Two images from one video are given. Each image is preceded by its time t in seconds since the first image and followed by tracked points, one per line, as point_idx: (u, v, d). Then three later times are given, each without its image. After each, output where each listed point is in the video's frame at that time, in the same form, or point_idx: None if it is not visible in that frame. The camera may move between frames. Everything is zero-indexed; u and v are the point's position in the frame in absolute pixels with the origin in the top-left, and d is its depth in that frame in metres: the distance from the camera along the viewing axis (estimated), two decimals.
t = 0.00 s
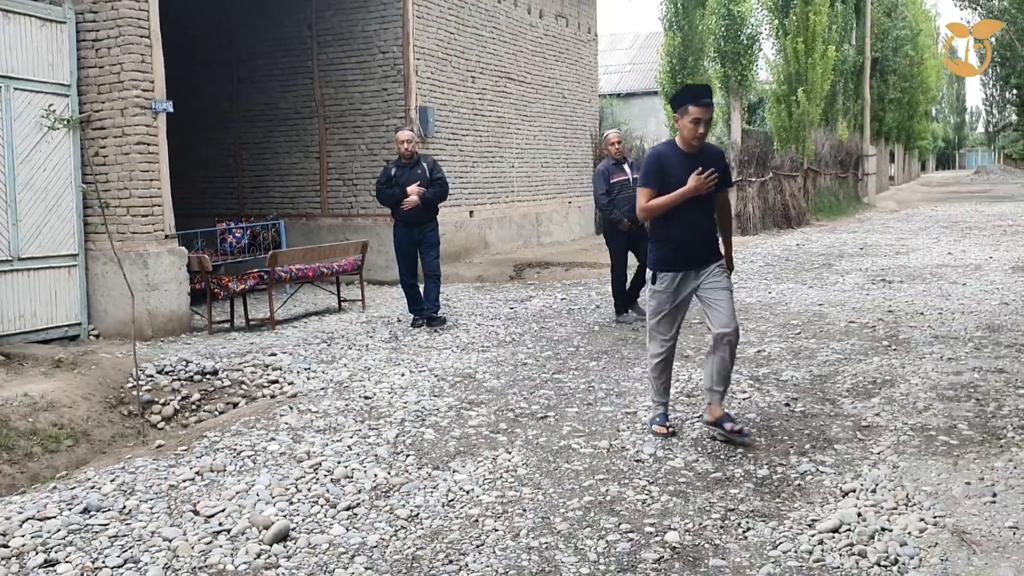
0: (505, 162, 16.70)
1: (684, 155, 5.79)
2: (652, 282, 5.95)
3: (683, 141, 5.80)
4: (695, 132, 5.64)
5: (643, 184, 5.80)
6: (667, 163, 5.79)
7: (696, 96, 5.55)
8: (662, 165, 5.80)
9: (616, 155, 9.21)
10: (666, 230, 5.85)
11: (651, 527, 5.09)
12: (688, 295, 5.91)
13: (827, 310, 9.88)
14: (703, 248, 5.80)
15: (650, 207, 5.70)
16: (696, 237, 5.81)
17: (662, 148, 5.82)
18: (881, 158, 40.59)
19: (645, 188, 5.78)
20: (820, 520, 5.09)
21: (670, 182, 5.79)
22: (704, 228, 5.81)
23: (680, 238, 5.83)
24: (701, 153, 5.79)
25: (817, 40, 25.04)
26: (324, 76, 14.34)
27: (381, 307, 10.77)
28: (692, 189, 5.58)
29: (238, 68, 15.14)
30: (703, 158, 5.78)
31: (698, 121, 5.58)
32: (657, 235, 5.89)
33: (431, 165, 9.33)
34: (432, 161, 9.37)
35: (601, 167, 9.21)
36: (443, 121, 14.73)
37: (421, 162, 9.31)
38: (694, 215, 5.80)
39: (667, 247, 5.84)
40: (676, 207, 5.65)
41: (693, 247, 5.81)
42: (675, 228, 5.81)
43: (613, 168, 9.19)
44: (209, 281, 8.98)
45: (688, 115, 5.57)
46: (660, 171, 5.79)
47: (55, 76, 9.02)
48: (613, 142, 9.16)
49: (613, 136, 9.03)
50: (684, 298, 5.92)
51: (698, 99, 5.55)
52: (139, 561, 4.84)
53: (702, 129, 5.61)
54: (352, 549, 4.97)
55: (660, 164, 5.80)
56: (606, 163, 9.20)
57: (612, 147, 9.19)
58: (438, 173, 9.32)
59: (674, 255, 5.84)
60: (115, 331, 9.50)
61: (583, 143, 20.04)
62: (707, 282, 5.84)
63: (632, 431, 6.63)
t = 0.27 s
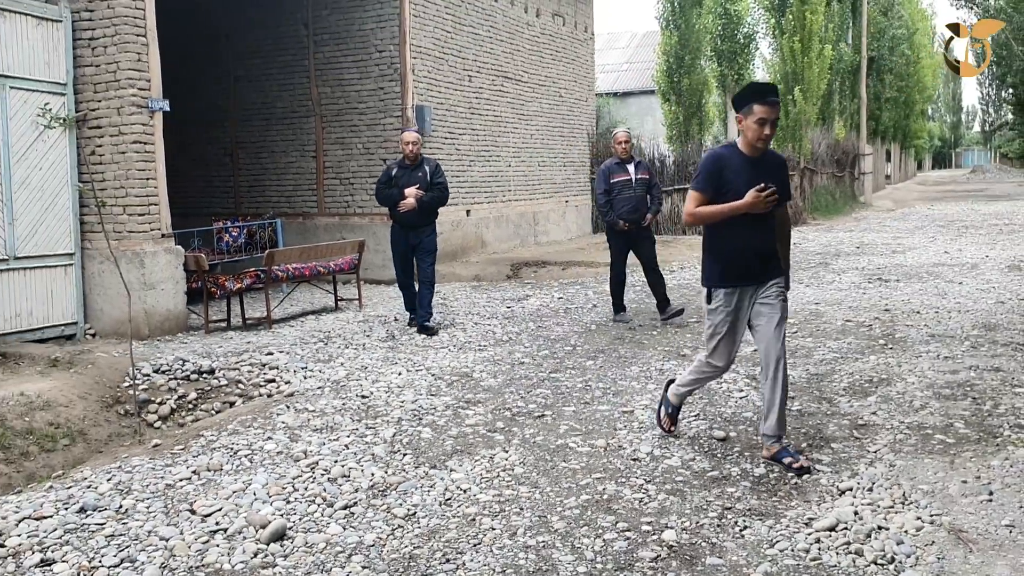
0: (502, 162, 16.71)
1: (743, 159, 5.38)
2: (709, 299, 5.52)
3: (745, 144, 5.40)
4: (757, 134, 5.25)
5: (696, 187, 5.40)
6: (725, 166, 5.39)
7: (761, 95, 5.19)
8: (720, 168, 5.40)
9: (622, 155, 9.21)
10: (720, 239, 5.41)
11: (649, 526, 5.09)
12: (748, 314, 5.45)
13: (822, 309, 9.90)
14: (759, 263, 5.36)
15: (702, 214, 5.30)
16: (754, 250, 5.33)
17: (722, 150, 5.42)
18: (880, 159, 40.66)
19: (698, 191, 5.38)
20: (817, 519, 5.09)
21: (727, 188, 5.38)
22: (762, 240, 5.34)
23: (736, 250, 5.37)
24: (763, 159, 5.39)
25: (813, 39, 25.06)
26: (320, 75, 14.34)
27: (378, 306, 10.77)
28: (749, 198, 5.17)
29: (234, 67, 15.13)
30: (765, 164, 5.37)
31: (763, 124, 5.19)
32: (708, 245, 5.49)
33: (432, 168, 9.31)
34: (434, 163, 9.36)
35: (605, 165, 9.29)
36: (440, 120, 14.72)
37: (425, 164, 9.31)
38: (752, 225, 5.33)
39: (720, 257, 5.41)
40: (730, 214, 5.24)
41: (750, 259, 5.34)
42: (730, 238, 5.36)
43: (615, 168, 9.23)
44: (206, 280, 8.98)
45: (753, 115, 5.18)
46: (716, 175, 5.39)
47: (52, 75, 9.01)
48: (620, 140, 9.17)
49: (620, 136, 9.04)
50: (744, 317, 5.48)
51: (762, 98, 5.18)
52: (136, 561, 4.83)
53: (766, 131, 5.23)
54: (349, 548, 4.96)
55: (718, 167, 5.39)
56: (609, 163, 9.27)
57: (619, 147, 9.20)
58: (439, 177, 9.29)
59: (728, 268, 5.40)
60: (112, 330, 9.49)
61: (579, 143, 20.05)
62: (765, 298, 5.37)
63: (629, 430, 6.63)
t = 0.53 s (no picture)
0: (498, 162, 16.71)
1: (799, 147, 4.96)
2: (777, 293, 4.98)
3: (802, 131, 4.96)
4: (811, 120, 4.84)
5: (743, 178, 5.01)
6: (777, 153, 4.96)
7: (816, 78, 4.79)
8: (771, 155, 4.98)
9: (633, 154, 9.16)
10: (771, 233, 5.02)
11: (644, 526, 5.10)
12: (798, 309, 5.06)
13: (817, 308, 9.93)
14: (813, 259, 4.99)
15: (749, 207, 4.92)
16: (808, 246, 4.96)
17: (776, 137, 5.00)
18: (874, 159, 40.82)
19: (744, 182, 4.99)
20: (812, 519, 5.10)
21: (779, 178, 4.97)
22: (816, 234, 4.96)
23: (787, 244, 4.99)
24: (819, 145, 4.95)
25: (807, 40, 24.97)
26: (315, 75, 14.32)
27: (374, 305, 10.79)
28: (803, 196, 4.79)
29: (230, 66, 15.10)
30: (821, 152, 4.93)
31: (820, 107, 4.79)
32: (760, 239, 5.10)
33: (436, 168, 9.30)
34: (438, 163, 9.32)
35: (615, 163, 9.29)
36: (436, 120, 14.71)
37: (429, 164, 9.29)
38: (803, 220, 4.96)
39: (770, 254, 5.01)
40: (780, 211, 4.85)
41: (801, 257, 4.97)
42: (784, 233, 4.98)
43: (623, 166, 9.20)
44: (201, 280, 8.96)
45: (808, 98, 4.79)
46: (767, 164, 4.97)
47: (46, 75, 8.98)
48: (635, 139, 9.04)
49: (634, 134, 9.00)
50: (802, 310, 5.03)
51: (817, 82, 4.78)
52: (130, 561, 4.83)
53: (821, 118, 4.82)
54: (344, 548, 4.96)
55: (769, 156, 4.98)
56: (618, 161, 9.25)
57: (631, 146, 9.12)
58: (442, 178, 9.28)
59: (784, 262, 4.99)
60: (106, 330, 9.48)
61: (575, 143, 20.06)
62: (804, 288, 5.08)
63: (624, 429, 6.63)
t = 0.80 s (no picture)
0: (492, 161, 16.73)
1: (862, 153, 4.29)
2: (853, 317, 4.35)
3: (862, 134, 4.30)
4: (876, 125, 4.17)
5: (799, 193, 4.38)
6: (839, 162, 4.30)
7: (878, 78, 4.11)
8: (831, 165, 4.31)
9: (643, 151, 8.90)
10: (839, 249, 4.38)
11: (637, 524, 5.11)
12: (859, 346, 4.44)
13: (810, 307, 9.96)
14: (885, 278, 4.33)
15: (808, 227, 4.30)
16: (882, 261, 4.32)
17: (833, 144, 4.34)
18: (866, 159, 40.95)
19: (802, 198, 4.36)
20: (804, 517, 5.12)
21: (842, 190, 4.32)
22: (890, 247, 4.32)
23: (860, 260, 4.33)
24: (886, 148, 4.28)
25: (801, 40, 25.14)
26: (309, 74, 14.30)
27: (369, 305, 10.79)
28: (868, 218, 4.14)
29: (223, 66, 15.08)
30: (889, 156, 4.27)
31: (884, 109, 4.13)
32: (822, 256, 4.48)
33: (436, 168, 9.16)
34: (437, 163, 9.19)
35: (623, 158, 9.04)
36: (430, 119, 14.70)
37: (428, 163, 9.13)
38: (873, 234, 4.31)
39: (839, 273, 4.37)
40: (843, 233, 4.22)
41: (876, 273, 4.32)
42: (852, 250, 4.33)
43: (632, 163, 8.97)
44: (194, 279, 8.96)
45: (869, 100, 4.13)
46: (827, 176, 4.32)
47: (39, 73, 8.96)
48: (646, 135, 8.74)
49: (645, 131, 8.75)
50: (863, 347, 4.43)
51: (880, 82, 4.11)
52: (123, 561, 4.82)
53: (886, 123, 4.15)
54: (338, 547, 4.96)
55: (827, 166, 4.32)
56: (626, 156, 9.00)
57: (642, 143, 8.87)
58: (442, 178, 9.18)
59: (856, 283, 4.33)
60: (100, 329, 9.46)
61: (569, 143, 20.08)
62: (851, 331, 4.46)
63: (617, 429, 6.64)
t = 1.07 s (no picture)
0: (474, 157, 16.71)
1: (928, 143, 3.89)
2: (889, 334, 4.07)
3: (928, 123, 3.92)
4: (946, 113, 3.80)
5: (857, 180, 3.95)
6: (903, 150, 3.90)
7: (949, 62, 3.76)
8: (894, 155, 3.90)
9: (627, 147, 8.91)
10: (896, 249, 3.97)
11: (619, 520, 5.12)
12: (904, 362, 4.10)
13: (790, 304, 10.01)
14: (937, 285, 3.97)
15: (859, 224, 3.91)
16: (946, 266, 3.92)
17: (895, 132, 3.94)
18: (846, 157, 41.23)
19: (859, 185, 3.94)
20: (784, 512, 5.15)
21: (904, 182, 3.91)
22: (954, 249, 3.92)
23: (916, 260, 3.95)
24: (956, 140, 3.89)
25: (781, 37, 25.29)
26: (289, 68, 14.23)
27: (350, 301, 10.75)
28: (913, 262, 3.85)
29: (203, 60, 14.97)
30: (958, 149, 3.88)
31: (953, 97, 3.76)
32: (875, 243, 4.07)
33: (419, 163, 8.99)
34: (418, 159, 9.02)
35: (605, 154, 9.03)
36: (411, 114, 14.65)
37: (411, 159, 8.93)
38: (937, 233, 3.91)
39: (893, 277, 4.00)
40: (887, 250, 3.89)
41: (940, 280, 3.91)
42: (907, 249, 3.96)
43: (614, 159, 8.95)
44: (174, 275, 8.91)
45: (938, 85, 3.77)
46: (891, 166, 3.90)
47: (15, 66, 8.88)
48: (630, 130, 8.80)
49: (629, 126, 8.80)
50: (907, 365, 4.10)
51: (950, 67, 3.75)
52: (102, 558, 4.78)
53: (955, 113, 3.79)
54: (319, 544, 4.95)
55: (891, 156, 3.90)
56: (608, 153, 9.00)
57: (625, 139, 8.88)
58: (426, 173, 9.04)
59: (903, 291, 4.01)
60: (78, 325, 9.38)
61: (551, 140, 20.09)
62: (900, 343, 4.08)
63: (599, 425, 6.66)
